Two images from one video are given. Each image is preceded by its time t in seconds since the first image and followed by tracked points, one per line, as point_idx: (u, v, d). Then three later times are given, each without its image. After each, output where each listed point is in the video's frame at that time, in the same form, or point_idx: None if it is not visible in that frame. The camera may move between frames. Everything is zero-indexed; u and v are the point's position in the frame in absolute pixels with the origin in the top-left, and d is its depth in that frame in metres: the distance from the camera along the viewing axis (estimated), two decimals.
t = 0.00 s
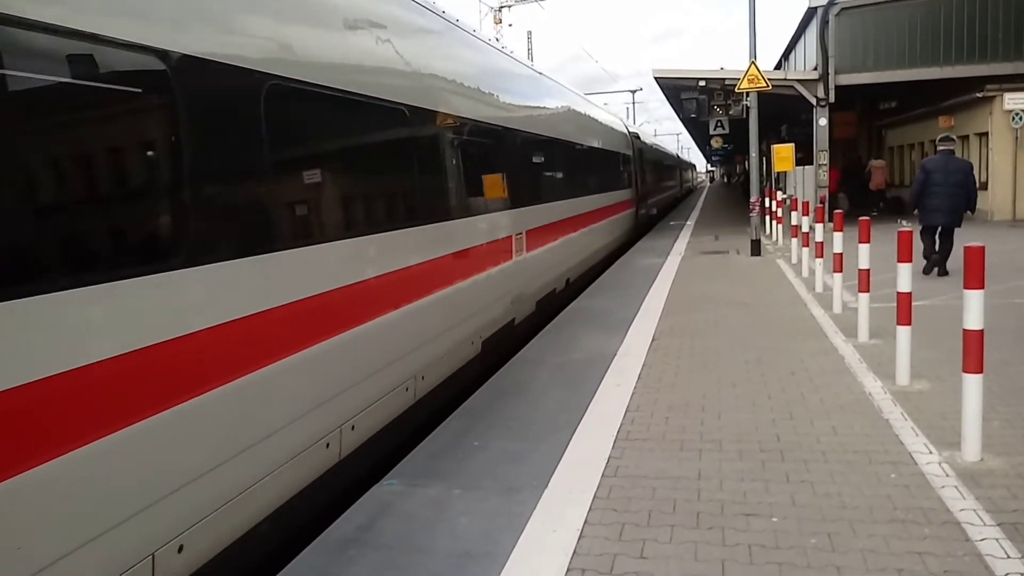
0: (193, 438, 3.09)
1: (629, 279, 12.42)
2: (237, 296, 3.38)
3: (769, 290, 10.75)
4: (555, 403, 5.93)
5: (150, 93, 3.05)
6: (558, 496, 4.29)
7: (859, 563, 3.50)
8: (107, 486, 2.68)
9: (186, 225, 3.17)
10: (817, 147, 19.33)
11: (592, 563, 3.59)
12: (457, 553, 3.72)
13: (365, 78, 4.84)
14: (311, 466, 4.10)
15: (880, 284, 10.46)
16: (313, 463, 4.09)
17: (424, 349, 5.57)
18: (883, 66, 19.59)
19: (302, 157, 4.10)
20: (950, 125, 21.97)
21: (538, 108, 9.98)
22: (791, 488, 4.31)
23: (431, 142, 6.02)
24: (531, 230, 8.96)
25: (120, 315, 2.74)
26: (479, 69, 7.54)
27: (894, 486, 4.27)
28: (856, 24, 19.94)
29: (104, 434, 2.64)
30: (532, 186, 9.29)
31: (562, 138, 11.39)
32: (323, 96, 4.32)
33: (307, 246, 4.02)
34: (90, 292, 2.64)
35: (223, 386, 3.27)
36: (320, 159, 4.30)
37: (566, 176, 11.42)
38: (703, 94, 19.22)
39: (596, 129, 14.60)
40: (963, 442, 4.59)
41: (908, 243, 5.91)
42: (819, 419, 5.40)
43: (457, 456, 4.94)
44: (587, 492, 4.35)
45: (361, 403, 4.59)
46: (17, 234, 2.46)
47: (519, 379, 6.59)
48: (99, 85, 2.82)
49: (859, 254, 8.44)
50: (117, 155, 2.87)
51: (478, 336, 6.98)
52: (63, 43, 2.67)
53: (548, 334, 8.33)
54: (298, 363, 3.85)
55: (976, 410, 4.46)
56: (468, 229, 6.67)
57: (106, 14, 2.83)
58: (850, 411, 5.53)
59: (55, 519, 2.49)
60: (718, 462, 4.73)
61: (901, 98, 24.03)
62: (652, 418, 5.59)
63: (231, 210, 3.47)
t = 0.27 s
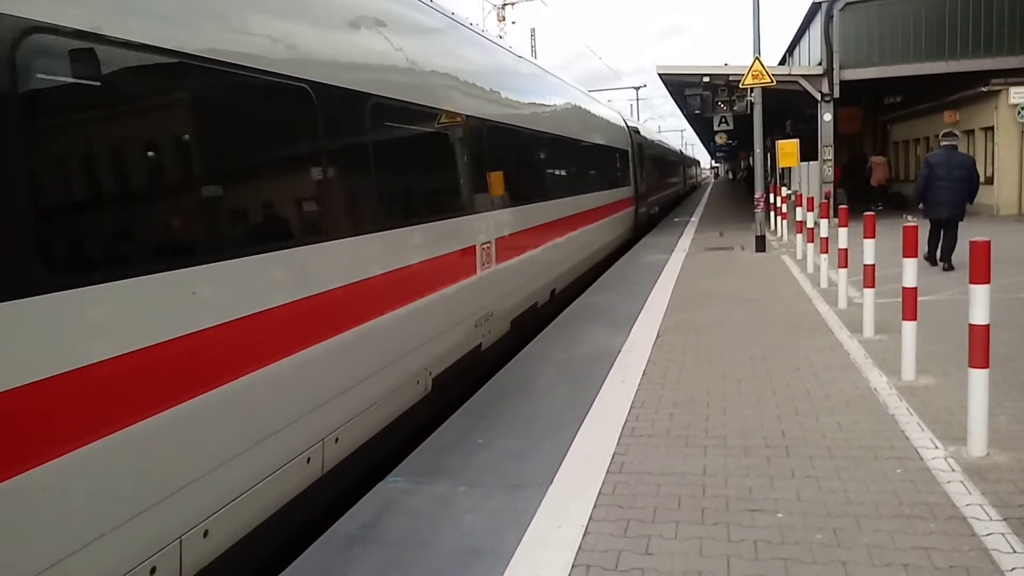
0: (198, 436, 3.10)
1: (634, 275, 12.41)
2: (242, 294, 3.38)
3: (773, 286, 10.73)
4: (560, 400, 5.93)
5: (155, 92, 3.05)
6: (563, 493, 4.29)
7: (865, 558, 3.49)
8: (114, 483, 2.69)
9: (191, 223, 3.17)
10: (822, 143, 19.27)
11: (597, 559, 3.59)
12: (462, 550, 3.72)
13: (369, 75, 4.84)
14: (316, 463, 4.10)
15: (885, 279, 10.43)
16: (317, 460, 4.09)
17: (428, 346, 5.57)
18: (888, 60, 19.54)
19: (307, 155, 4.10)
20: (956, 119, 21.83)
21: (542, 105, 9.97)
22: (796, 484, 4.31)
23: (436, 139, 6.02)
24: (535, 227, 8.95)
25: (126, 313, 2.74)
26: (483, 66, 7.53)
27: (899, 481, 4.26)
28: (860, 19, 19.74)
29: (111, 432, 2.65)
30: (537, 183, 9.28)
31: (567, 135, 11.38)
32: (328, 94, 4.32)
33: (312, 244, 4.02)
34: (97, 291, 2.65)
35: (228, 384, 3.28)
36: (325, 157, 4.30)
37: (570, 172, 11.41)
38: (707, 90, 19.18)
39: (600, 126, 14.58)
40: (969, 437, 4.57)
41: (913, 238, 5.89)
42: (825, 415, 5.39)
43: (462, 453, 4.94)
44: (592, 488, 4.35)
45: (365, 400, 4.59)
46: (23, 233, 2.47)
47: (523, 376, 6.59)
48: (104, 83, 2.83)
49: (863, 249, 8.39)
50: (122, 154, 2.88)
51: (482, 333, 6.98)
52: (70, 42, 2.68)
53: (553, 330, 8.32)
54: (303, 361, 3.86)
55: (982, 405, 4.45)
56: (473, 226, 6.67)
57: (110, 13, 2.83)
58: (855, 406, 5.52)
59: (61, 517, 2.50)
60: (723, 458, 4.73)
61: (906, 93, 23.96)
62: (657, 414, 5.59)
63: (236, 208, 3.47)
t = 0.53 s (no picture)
0: (206, 435, 3.10)
1: (640, 274, 12.39)
2: (250, 293, 3.38)
3: (780, 285, 10.70)
4: (567, 398, 5.92)
5: (163, 91, 3.05)
6: (570, 492, 4.28)
7: (873, 558, 3.48)
8: (122, 482, 2.70)
9: (199, 222, 3.17)
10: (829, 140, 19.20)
11: (604, 558, 3.59)
12: (469, 548, 3.72)
13: (376, 73, 4.84)
14: (324, 461, 4.10)
15: (893, 278, 10.39)
16: (324, 459, 4.09)
17: (435, 345, 5.57)
18: (894, 57, 19.40)
19: (314, 154, 4.10)
20: (962, 118, 21.82)
21: (548, 103, 9.96)
22: (804, 483, 4.29)
23: (442, 137, 6.01)
24: (542, 226, 8.94)
25: (134, 312, 2.74)
26: (489, 64, 7.53)
27: (908, 480, 4.24)
28: (867, 17, 19.96)
29: (119, 431, 2.66)
30: (543, 181, 9.27)
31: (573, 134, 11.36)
32: (335, 92, 4.31)
33: (319, 243, 4.02)
34: (105, 290, 2.65)
35: (236, 383, 3.28)
36: (332, 156, 4.30)
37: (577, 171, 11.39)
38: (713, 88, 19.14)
39: (606, 124, 14.55)
40: (978, 436, 4.55)
41: (921, 236, 5.86)
42: (833, 414, 5.37)
43: (469, 451, 4.94)
44: (599, 487, 4.34)
45: (372, 399, 4.59)
46: (32, 233, 2.47)
47: (530, 375, 6.59)
48: (112, 82, 2.83)
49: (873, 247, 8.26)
50: (130, 152, 2.88)
51: (489, 332, 6.98)
52: (78, 41, 2.68)
53: (559, 329, 8.31)
54: (310, 360, 3.85)
55: (991, 404, 4.42)
56: (480, 225, 6.66)
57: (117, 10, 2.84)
58: (863, 405, 5.50)
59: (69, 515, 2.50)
60: (730, 457, 4.71)
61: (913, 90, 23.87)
62: (664, 413, 5.57)
63: (245, 206, 3.47)
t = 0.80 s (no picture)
0: (208, 442, 3.10)
1: (641, 280, 12.38)
2: (252, 299, 3.38)
3: (782, 290, 10.70)
4: (570, 404, 5.92)
5: (164, 97, 3.05)
6: (573, 498, 4.27)
7: (878, 564, 3.46)
8: (124, 489, 2.69)
9: (201, 229, 3.17)
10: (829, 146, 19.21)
11: (608, 565, 3.57)
12: (472, 555, 3.70)
13: (377, 79, 4.84)
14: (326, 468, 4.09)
15: (895, 283, 10.39)
16: (326, 466, 4.08)
17: (437, 351, 5.55)
18: (895, 63, 19.61)
19: (315, 160, 4.10)
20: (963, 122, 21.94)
21: (549, 109, 9.97)
22: (807, 488, 4.28)
23: (443, 143, 6.02)
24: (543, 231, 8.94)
25: (137, 319, 2.74)
26: (489, 70, 7.53)
27: (912, 486, 4.23)
28: (868, 22, 19.91)
29: (121, 438, 2.65)
30: (544, 187, 9.27)
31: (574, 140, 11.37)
32: (336, 98, 4.31)
33: (321, 249, 4.01)
34: (107, 297, 2.65)
35: (238, 389, 3.27)
36: (334, 161, 4.30)
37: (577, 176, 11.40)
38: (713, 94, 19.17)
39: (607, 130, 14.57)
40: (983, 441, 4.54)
41: (923, 241, 5.87)
42: (836, 419, 5.36)
43: (472, 458, 4.93)
44: (603, 493, 4.33)
45: (374, 406, 4.58)
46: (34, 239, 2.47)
47: (532, 381, 6.58)
48: (114, 88, 2.83)
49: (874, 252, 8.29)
50: (132, 158, 2.88)
51: (491, 338, 6.97)
52: (80, 47, 2.68)
53: (561, 335, 8.31)
54: (312, 366, 3.84)
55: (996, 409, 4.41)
56: (481, 230, 6.66)
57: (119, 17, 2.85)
58: (866, 411, 5.49)
59: (72, 522, 2.50)
60: (734, 463, 4.70)
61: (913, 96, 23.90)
62: (667, 419, 5.56)
63: (246, 212, 3.47)
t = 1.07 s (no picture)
0: (206, 444, 3.09)
1: (640, 280, 12.39)
2: (251, 301, 3.37)
3: (781, 290, 10.70)
4: (570, 405, 5.92)
5: (163, 98, 3.04)
6: (574, 499, 4.27)
7: (879, 564, 3.47)
8: (122, 491, 2.68)
9: (201, 230, 3.17)
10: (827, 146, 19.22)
11: (609, 566, 3.57)
12: (473, 556, 3.70)
13: (375, 80, 4.84)
14: (325, 470, 4.09)
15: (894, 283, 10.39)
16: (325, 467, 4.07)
17: (436, 353, 5.56)
18: (893, 65, 19.69)
19: (314, 161, 4.10)
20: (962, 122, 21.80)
21: (548, 110, 9.97)
22: (808, 489, 4.28)
23: (442, 144, 6.02)
24: (542, 232, 8.93)
25: (136, 321, 2.73)
26: (488, 70, 7.53)
27: (912, 486, 4.23)
28: (867, 22, 19.91)
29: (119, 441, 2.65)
30: (543, 187, 9.27)
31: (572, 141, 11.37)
32: (335, 99, 4.31)
33: (320, 251, 4.01)
34: (108, 298, 2.65)
35: (237, 391, 3.27)
36: (333, 162, 4.30)
37: (576, 177, 11.40)
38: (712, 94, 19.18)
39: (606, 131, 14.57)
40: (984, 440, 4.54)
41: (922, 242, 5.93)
42: (836, 419, 5.36)
43: (472, 459, 4.93)
44: (603, 494, 4.33)
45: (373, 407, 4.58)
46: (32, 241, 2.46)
47: (532, 381, 6.58)
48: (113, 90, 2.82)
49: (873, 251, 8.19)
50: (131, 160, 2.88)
51: (490, 339, 6.97)
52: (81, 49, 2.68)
53: (561, 336, 8.30)
54: (310, 368, 3.83)
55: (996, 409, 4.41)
56: (480, 231, 6.66)
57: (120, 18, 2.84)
58: (867, 411, 5.49)
59: (71, 525, 2.49)
60: (734, 463, 4.70)
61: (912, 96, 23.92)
62: (667, 419, 5.56)
63: (245, 214, 3.47)
